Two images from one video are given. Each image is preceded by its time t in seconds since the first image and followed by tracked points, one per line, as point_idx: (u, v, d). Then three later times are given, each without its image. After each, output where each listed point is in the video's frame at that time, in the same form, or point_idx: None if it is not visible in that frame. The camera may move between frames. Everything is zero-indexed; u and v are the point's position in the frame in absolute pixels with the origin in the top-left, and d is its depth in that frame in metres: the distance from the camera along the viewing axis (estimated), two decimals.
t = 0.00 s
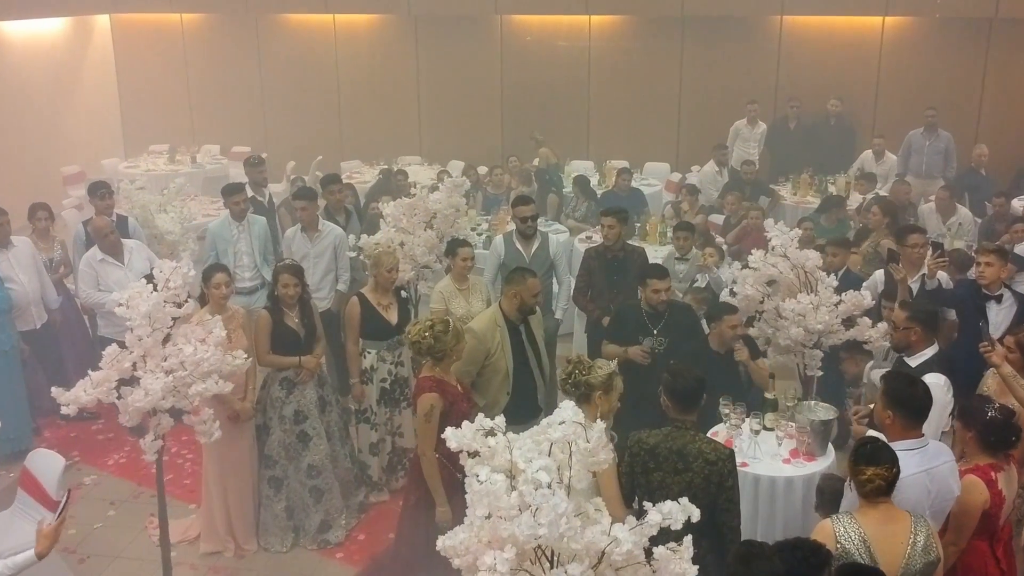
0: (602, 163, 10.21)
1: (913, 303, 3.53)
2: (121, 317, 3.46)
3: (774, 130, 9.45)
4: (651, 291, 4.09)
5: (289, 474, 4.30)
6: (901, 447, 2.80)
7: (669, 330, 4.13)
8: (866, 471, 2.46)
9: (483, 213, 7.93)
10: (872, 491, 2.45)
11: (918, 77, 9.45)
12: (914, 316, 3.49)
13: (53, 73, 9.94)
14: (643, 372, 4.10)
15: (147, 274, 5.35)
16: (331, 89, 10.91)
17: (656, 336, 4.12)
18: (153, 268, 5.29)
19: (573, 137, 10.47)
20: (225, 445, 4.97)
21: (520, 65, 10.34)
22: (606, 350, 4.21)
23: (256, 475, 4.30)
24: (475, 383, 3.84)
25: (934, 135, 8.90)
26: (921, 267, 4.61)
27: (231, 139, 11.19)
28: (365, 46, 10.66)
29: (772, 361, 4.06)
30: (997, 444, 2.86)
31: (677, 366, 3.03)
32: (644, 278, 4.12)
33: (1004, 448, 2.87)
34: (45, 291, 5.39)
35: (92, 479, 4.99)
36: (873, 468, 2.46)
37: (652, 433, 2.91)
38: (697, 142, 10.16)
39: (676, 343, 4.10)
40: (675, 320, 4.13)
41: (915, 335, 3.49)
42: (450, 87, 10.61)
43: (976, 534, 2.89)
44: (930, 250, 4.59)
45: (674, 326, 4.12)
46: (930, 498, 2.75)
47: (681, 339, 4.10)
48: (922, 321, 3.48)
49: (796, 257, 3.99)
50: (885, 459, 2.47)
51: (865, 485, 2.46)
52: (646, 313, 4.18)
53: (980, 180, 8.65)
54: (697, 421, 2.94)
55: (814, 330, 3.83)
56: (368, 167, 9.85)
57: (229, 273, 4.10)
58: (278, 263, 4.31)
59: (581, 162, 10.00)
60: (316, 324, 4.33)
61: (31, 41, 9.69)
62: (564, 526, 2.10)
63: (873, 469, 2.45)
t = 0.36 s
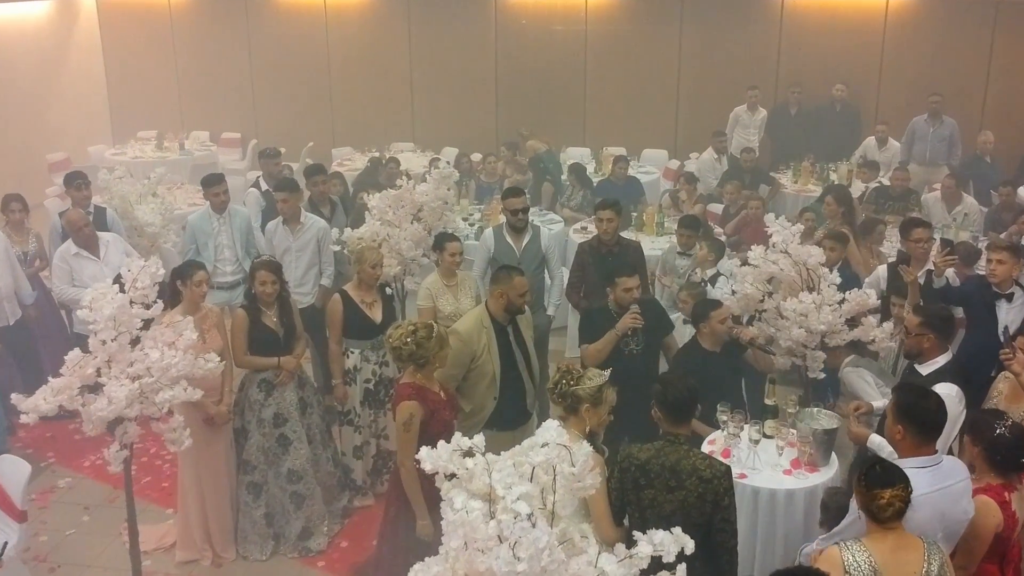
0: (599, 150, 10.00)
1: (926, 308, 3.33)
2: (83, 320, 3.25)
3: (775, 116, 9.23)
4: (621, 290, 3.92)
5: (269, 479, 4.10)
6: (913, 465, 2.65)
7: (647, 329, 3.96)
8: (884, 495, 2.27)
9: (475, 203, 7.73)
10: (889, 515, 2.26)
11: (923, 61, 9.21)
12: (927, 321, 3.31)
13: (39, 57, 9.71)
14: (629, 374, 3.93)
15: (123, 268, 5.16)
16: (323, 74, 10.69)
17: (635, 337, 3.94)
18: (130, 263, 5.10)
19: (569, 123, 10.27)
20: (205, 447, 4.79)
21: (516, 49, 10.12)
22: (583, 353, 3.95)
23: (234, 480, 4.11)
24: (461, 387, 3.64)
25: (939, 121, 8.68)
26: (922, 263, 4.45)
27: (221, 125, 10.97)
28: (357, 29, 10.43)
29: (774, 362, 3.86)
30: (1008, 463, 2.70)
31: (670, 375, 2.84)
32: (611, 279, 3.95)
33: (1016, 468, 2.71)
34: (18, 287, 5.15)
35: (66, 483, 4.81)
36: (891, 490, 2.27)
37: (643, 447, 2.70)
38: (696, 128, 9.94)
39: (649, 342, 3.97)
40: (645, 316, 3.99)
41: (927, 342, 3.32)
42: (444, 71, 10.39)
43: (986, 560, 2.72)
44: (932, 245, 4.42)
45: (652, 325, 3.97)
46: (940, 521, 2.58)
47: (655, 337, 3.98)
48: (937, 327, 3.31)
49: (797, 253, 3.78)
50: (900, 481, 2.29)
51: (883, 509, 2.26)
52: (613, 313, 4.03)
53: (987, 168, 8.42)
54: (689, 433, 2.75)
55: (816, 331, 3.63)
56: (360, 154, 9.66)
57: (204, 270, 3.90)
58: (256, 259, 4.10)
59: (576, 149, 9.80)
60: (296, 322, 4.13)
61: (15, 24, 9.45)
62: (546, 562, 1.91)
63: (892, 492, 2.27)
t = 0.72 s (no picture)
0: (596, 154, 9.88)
1: (931, 323, 3.20)
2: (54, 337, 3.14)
3: (774, 120, 9.11)
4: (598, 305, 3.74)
5: (252, 498, 3.96)
6: (914, 493, 2.55)
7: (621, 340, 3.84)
8: (880, 536, 2.19)
9: (470, 210, 7.61)
10: (886, 557, 2.18)
11: (924, 65, 9.10)
12: (932, 337, 3.17)
13: (29, 59, 9.59)
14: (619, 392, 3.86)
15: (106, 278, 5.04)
16: (317, 78, 10.57)
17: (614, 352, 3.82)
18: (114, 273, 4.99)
19: (566, 126, 10.15)
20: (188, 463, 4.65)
21: (512, 52, 10.01)
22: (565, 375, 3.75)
23: (215, 499, 3.96)
24: (448, 405, 3.53)
25: (940, 125, 8.55)
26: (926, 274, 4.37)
27: (214, 129, 10.85)
28: (351, 32, 10.33)
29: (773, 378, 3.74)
30: (1010, 494, 2.56)
31: (663, 398, 2.72)
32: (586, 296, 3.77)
33: (1019, 500, 2.56)
34: None
35: (47, 499, 4.69)
36: (887, 531, 2.19)
37: (634, 472, 2.55)
38: (694, 133, 9.81)
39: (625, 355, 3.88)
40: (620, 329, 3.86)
41: (933, 358, 3.17)
42: (440, 75, 10.28)
43: None
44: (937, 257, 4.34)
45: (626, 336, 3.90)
46: (946, 551, 2.48)
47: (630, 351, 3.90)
48: (942, 343, 3.16)
49: (796, 266, 3.63)
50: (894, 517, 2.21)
51: (881, 550, 2.18)
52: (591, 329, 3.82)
53: (989, 172, 8.30)
54: (681, 458, 2.63)
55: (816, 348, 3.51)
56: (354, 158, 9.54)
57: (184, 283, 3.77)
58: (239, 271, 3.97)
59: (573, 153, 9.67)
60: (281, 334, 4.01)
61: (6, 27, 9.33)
62: None
63: (887, 532, 2.18)
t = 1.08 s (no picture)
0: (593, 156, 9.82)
1: (926, 322, 3.17)
2: (36, 345, 3.08)
3: (772, 121, 9.05)
4: (585, 306, 3.65)
5: (241, 506, 3.90)
6: (914, 506, 2.50)
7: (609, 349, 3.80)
8: (856, 563, 2.17)
9: (466, 212, 7.55)
10: None
11: (923, 66, 9.03)
12: (928, 335, 3.14)
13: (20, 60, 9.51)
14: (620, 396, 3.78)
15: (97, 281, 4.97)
16: (312, 78, 10.51)
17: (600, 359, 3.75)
18: (103, 278, 4.93)
19: (562, 128, 10.09)
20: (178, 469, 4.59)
21: (508, 53, 9.95)
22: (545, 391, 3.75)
23: (204, 507, 3.90)
24: (440, 414, 3.47)
25: (939, 126, 8.48)
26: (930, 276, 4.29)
27: (209, 130, 10.79)
28: (347, 32, 10.27)
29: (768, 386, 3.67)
30: (1010, 504, 2.50)
31: (658, 408, 2.67)
32: (570, 298, 3.67)
33: (1019, 509, 2.50)
34: None
35: (35, 507, 4.63)
36: (863, 556, 2.17)
37: (627, 485, 2.48)
38: (693, 133, 9.74)
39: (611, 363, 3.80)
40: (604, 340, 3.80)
41: (928, 356, 3.14)
42: (436, 76, 10.21)
43: None
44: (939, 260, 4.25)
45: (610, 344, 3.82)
46: (950, 565, 2.41)
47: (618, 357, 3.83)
48: (938, 341, 3.14)
49: (794, 271, 3.57)
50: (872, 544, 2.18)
51: None
52: (581, 335, 3.75)
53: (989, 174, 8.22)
54: (675, 470, 2.57)
55: (813, 355, 3.44)
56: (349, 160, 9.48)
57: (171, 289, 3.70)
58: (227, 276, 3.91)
59: (570, 154, 9.61)
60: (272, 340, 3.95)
61: None
62: None
63: (863, 558, 2.17)
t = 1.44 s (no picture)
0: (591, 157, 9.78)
1: (918, 316, 3.19)
2: (26, 349, 3.05)
3: (771, 122, 9.02)
4: (587, 309, 3.60)
5: (234, 510, 3.86)
6: (913, 512, 2.47)
7: (608, 352, 3.74)
8: None
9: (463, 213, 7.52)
10: None
11: (922, 66, 9.00)
12: (919, 329, 3.16)
13: (16, 60, 9.48)
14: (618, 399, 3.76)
15: (90, 283, 4.95)
16: (310, 79, 10.48)
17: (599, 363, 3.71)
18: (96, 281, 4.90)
19: (561, 129, 10.06)
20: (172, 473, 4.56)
21: (507, 53, 9.93)
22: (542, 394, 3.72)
23: (197, 511, 3.86)
24: (435, 417, 3.43)
25: (938, 126, 8.44)
26: (939, 278, 4.23)
27: (207, 130, 10.76)
28: (345, 33, 10.25)
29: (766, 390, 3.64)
30: (1008, 502, 2.47)
31: (654, 413, 2.64)
32: (571, 301, 3.62)
33: (1018, 508, 2.48)
34: None
35: (28, 511, 4.59)
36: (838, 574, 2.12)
37: (619, 490, 2.44)
38: (692, 134, 9.70)
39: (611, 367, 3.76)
40: (603, 343, 3.74)
41: (919, 350, 3.16)
42: (434, 76, 10.18)
43: None
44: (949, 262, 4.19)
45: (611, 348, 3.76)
46: (951, 572, 2.37)
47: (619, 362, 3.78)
48: (928, 335, 3.16)
49: (792, 274, 3.54)
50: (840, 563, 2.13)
51: None
52: (582, 339, 3.71)
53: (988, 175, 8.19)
54: (669, 476, 2.54)
55: (811, 358, 3.41)
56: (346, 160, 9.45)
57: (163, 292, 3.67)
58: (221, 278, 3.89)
59: (568, 155, 9.59)
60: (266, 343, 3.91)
61: None
62: None
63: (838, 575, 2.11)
